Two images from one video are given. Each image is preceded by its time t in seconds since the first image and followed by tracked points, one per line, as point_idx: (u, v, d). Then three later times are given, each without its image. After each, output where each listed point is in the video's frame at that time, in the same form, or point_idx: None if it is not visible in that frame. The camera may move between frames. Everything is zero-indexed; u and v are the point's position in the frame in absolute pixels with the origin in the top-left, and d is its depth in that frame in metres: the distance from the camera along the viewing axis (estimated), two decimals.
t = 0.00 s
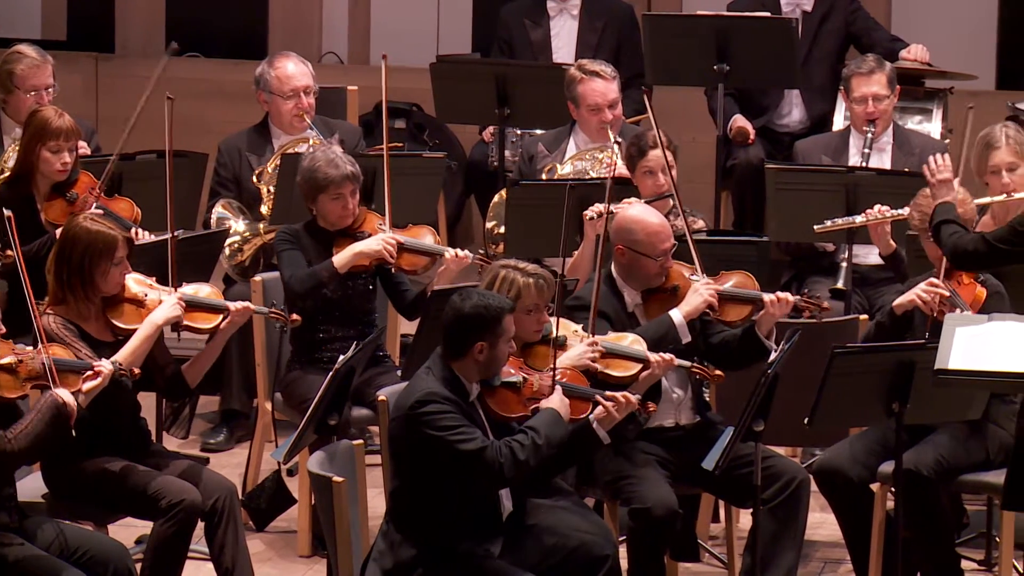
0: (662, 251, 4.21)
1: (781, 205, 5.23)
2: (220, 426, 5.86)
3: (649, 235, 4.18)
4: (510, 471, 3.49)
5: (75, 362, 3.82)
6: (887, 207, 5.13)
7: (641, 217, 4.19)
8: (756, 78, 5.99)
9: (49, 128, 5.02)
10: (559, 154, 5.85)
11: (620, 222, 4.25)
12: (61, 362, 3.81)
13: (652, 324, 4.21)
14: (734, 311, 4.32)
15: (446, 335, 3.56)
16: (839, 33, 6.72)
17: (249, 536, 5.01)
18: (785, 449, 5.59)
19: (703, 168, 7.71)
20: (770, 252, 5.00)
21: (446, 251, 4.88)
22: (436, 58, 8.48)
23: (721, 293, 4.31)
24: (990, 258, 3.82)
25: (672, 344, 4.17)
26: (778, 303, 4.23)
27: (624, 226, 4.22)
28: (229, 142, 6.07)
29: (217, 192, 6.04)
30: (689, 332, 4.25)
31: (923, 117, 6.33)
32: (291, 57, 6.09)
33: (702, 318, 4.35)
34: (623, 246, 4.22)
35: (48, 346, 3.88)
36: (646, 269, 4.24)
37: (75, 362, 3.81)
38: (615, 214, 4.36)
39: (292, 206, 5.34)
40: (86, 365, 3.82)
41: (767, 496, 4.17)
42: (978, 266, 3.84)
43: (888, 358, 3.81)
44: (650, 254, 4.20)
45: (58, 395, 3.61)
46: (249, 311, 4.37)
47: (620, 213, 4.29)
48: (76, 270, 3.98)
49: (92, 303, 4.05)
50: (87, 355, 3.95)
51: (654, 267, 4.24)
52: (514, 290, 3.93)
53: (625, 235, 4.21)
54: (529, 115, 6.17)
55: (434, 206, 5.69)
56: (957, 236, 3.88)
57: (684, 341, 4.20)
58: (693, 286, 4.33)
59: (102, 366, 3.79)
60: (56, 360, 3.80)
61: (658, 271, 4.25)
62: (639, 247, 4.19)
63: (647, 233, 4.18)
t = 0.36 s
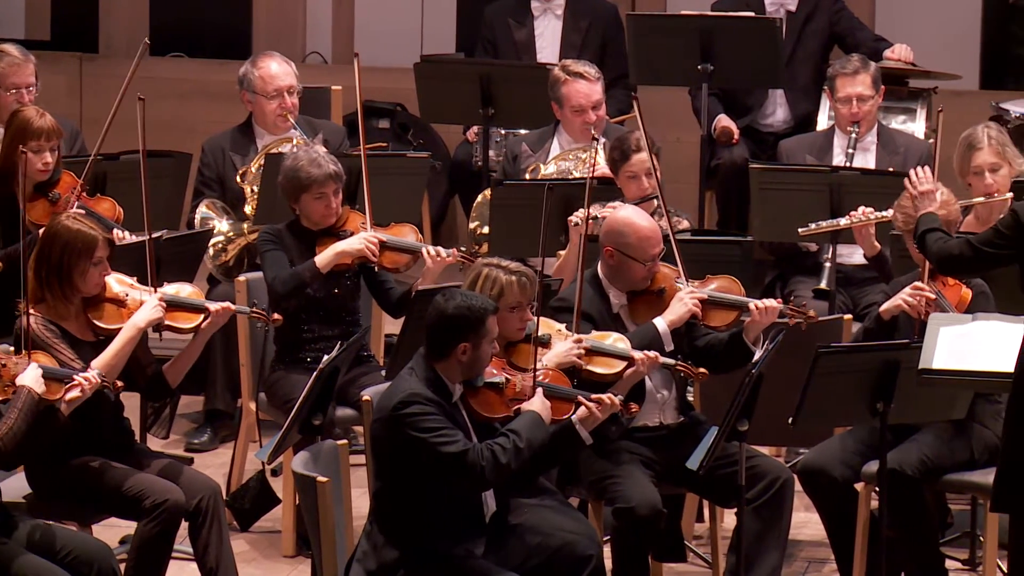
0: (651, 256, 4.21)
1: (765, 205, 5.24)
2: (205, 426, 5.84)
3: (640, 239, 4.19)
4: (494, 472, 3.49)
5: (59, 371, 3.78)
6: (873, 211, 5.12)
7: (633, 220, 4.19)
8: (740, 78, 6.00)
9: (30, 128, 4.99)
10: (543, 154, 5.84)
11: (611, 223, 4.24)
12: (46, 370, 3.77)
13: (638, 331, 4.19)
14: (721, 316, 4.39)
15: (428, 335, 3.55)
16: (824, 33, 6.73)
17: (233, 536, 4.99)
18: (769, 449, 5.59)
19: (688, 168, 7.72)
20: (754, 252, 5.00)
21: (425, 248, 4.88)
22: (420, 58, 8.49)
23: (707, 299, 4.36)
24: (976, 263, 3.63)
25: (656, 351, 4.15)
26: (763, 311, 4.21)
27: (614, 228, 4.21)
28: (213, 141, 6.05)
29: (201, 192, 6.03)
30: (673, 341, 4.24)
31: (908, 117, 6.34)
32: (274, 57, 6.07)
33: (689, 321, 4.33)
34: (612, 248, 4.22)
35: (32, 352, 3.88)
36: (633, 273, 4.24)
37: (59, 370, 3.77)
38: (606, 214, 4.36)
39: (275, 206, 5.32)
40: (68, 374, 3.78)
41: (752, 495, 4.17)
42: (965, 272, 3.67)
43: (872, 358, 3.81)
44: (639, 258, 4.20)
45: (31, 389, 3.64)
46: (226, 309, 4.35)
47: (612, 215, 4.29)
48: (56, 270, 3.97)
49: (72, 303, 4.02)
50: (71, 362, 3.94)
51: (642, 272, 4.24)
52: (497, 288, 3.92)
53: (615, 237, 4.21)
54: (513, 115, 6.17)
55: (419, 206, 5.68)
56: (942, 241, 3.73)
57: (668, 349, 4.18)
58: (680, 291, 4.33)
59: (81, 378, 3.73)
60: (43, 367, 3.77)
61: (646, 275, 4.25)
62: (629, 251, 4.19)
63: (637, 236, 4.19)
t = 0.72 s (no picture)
0: (649, 260, 4.20)
1: (753, 205, 5.24)
2: (193, 426, 5.82)
3: (639, 243, 4.17)
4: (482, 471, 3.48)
5: (44, 367, 3.75)
6: (859, 204, 5.12)
7: (632, 223, 4.16)
8: (728, 78, 6.00)
9: (18, 128, 4.98)
10: (531, 154, 5.84)
11: (611, 225, 4.22)
12: (30, 366, 3.75)
13: (634, 333, 4.18)
14: (719, 322, 4.36)
15: (414, 334, 3.54)
16: (813, 32, 6.73)
17: (222, 536, 4.98)
18: (758, 449, 5.60)
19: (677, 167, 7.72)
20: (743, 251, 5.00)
21: (414, 249, 4.89)
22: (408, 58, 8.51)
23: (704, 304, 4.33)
24: (966, 264, 3.53)
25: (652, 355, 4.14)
26: (760, 320, 4.16)
27: (613, 230, 4.19)
28: (201, 141, 6.04)
29: (190, 192, 6.01)
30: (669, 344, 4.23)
31: (896, 116, 6.35)
32: (263, 57, 6.06)
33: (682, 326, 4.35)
34: (610, 249, 4.21)
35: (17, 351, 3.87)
36: (630, 274, 4.23)
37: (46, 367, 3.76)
38: (607, 215, 4.34)
39: (264, 206, 5.30)
40: (53, 370, 3.75)
41: (741, 496, 4.17)
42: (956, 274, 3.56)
43: (861, 358, 3.81)
44: (637, 261, 4.19)
45: (16, 385, 3.63)
46: (218, 310, 4.34)
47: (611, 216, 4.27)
48: (43, 269, 3.95)
49: (59, 302, 4.01)
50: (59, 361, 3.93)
51: (639, 274, 4.23)
52: (484, 287, 3.93)
53: (614, 239, 4.19)
54: (502, 115, 6.15)
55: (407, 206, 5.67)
56: (931, 242, 3.62)
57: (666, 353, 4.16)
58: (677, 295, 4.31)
59: (68, 376, 3.73)
60: (27, 364, 3.74)
61: (643, 277, 4.25)
62: (628, 253, 4.18)
63: (636, 239, 4.17)
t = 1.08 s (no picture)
0: (644, 261, 4.19)
1: (743, 205, 5.24)
2: (183, 426, 5.81)
3: (634, 244, 4.16)
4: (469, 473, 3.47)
5: (32, 363, 3.76)
6: (849, 206, 5.10)
7: (628, 224, 4.16)
8: (718, 78, 6.01)
9: (9, 128, 4.98)
10: (521, 154, 5.84)
11: (606, 225, 4.23)
12: (18, 362, 3.74)
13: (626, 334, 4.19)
14: (713, 324, 4.34)
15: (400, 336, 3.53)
16: (802, 32, 6.74)
17: (212, 536, 4.97)
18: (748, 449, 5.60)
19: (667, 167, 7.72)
20: (733, 252, 5.00)
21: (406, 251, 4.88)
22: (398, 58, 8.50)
23: (697, 306, 4.32)
24: (956, 266, 3.52)
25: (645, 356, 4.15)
26: (750, 322, 4.20)
27: (609, 230, 4.19)
28: (191, 142, 6.02)
29: (180, 192, 6.00)
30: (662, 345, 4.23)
31: (886, 116, 6.35)
32: (253, 57, 6.04)
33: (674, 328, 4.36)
34: (605, 250, 4.21)
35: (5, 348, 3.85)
36: (624, 275, 4.22)
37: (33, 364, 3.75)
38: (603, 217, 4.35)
39: (253, 206, 5.29)
40: (42, 367, 3.75)
41: (731, 495, 4.17)
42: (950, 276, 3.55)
43: (850, 359, 3.82)
44: (631, 262, 4.18)
45: None
46: (219, 313, 4.26)
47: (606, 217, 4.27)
48: (33, 269, 3.94)
49: (49, 303, 4.00)
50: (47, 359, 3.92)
51: (633, 276, 4.22)
52: (472, 285, 3.92)
53: (609, 239, 4.19)
54: (491, 115, 6.15)
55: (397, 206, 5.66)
56: (921, 243, 3.63)
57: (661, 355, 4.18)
58: (671, 297, 4.29)
59: (55, 372, 3.72)
60: (14, 360, 3.74)
61: (636, 279, 4.23)
62: (623, 254, 4.18)
63: (632, 241, 4.16)
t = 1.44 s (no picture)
0: (633, 260, 4.20)
1: (732, 205, 5.25)
2: (173, 426, 5.80)
3: (623, 243, 4.16)
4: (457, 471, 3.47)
5: (20, 360, 3.75)
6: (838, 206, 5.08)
7: (617, 224, 4.16)
8: (708, 79, 6.01)
9: None
10: (511, 154, 5.84)
11: (595, 225, 4.22)
12: (7, 359, 3.74)
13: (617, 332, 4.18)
14: (700, 324, 4.37)
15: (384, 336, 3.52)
16: (792, 32, 6.75)
17: (202, 536, 4.96)
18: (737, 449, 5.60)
19: (656, 166, 7.74)
20: (723, 252, 5.00)
21: (400, 255, 4.90)
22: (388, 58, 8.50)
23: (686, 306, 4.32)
24: (943, 265, 3.67)
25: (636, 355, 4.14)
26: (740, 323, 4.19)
27: (598, 230, 4.19)
28: (181, 142, 6.01)
29: (170, 192, 5.99)
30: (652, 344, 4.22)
31: (875, 116, 6.37)
32: (243, 57, 6.03)
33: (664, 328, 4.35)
34: (594, 249, 4.20)
35: None
36: (613, 275, 4.22)
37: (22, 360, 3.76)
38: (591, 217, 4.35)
39: (243, 206, 5.29)
40: (30, 364, 3.76)
41: (721, 495, 4.18)
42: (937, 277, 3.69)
43: (841, 358, 3.81)
44: (620, 261, 4.18)
45: None
46: (209, 318, 4.24)
47: (595, 217, 4.27)
48: (25, 268, 3.92)
49: (40, 303, 3.99)
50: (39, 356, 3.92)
51: (621, 275, 4.22)
52: (461, 282, 3.95)
53: (598, 239, 4.19)
54: (481, 114, 6.15)
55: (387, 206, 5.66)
56: (908, 246, 3.78)
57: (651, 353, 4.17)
58: (660, 297, 4.30)
59: (46, 369, 3.75)
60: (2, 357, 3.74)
61: (626, 278, 4.23)
62: (611, 254, 4.17)
63: (621, 240, 4.16)
